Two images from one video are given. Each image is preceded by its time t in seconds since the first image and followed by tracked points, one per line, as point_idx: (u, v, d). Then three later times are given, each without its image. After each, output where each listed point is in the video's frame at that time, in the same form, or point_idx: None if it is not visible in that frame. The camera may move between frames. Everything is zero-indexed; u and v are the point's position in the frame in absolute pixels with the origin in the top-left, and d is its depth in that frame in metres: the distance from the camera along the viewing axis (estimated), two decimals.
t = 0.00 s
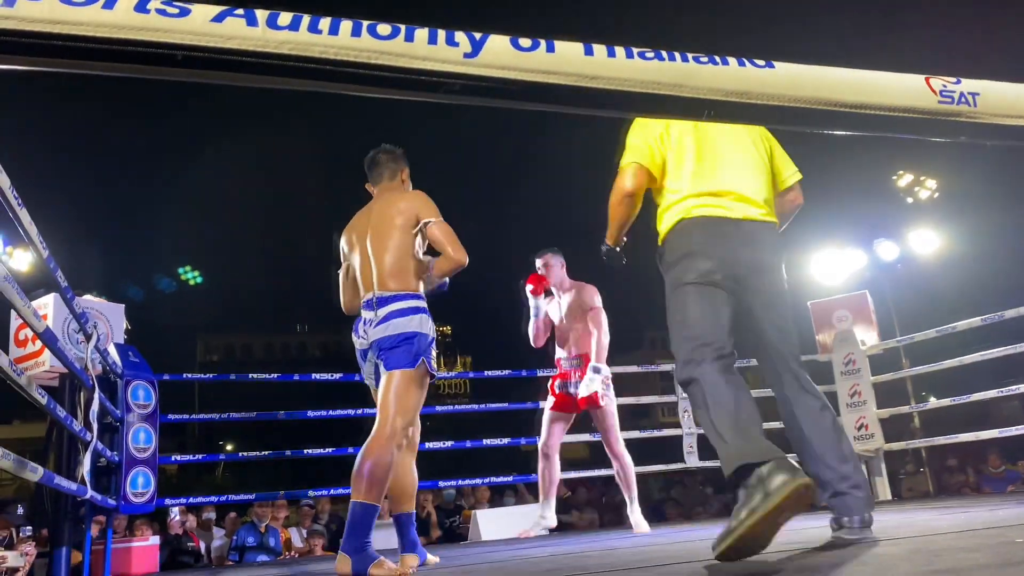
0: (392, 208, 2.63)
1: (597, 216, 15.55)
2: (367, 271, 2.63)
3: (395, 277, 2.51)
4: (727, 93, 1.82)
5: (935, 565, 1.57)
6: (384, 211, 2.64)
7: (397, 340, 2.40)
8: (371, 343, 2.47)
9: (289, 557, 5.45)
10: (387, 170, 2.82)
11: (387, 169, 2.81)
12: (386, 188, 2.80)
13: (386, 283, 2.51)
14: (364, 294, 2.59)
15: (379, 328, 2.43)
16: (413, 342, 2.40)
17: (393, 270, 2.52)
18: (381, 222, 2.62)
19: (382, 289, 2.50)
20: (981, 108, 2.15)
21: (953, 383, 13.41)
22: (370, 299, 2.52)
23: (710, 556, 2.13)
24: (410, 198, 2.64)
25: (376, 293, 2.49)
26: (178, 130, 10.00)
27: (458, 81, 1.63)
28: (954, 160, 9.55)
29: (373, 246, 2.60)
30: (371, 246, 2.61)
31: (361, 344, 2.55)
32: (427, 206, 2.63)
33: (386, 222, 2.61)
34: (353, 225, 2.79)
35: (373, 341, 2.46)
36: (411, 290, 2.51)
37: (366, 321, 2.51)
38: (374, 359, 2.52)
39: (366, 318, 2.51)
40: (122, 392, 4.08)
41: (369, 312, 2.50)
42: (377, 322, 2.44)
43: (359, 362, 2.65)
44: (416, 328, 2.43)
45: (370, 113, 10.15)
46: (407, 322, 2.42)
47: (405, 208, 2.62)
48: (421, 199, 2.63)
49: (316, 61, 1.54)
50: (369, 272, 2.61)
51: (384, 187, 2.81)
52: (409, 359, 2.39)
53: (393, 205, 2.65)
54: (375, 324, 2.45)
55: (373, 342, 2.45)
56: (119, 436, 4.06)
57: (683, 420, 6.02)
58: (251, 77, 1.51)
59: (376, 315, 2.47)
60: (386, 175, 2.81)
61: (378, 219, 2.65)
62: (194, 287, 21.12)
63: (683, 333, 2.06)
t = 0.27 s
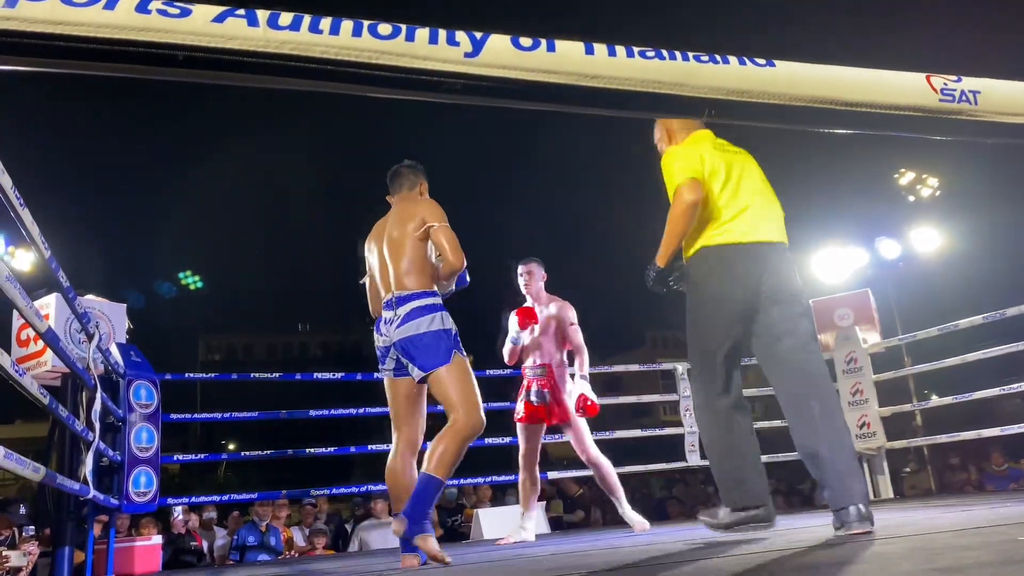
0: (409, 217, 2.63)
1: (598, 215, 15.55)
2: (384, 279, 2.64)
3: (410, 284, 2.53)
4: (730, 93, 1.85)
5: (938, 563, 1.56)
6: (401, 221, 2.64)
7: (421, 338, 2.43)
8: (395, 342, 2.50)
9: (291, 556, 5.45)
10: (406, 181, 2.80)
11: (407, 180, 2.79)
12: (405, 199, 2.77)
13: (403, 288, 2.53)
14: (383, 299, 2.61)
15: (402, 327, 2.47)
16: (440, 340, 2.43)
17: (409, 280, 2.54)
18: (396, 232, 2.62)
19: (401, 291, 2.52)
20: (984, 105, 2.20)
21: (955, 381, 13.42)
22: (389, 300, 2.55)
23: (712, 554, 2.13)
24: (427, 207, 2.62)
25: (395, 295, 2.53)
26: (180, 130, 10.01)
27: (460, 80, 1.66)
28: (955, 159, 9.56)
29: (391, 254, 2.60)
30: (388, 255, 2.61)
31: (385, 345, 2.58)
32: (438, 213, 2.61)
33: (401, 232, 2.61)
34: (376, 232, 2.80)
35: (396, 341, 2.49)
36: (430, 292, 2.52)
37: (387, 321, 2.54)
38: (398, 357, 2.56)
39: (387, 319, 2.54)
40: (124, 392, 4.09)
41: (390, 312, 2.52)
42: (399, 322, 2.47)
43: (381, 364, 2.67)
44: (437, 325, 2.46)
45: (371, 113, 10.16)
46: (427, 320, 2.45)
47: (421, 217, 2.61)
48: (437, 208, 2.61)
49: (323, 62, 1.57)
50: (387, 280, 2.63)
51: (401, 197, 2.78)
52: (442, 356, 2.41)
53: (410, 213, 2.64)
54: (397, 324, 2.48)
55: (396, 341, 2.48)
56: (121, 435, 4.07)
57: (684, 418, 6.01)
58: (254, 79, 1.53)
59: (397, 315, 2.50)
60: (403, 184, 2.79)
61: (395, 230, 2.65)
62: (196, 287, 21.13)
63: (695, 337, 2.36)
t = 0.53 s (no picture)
0: (449, 224, 2.76)
1: (598, 212, 15.53)
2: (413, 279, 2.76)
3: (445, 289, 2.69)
4: (727, 89, 2.22)
5: (938, 558, 1.58)
6: (438, 225, 2.77)
7: (454, 343, 2.61)
8: (423, 344, 2.66)
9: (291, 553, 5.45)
10: (439, 183, 2.92)
11: (442, 183, 2.91)
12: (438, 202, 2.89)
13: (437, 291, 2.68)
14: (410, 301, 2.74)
15: (434, 331, 2.63)
16: (473, 346, 2.64)
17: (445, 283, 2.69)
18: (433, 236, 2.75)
19: (431, 295, 2.67)
20: (985, 101, 2.53)
21: (955, 378, 13.38)
22: (416, 302, 2.70)
23: (713, 552, 2.13)
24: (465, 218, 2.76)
25: (424, 298, 2.68)
26: (180, 128, 9.99)
27: (461, 77, 2.00)
28: (956, 155, 9.54)
29: (427, 258, 2.73)
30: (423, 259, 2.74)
31: (412, 345, 2.70)
32: (474, 227, 2.77)
33: (438, 238, 2.74)
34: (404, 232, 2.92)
35: (426, 344, 2.64)
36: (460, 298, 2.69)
37: (414, 324, 2.69)
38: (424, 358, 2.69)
39: (414, 321, 2.69)
40: (126, 390, 4.10)
41: (418, 314, 2.68)
42: (429, 326, 2.64)
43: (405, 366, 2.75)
44: (466, 330, 2.64)
45: (372, 110, 10.15)
46: (458, 325, 2.63)
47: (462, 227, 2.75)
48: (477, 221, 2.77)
49: (333, 61, 1.89)
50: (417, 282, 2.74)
51: (436, 200, 2.91)
52: (474, 362, 2.63)
53: (450, 219, 2.77)
54: (428, 327, 2.64)
55: (426, 345, 2.64)
56: (123, 434, 4.08)
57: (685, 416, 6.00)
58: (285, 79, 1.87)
59: (426, 318, 2.66)
60: (437, 186, 2.91)
61: (430, 233, 2.77)
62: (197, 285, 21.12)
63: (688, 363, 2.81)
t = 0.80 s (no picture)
0: (500, 222, 2.89)
1: (600, 207, 15.52)
2: (455, 271, 2.83)
3: (492, 287, 2.81)
4: (728, 85, 2.23)
5: (940, 553, 1.58)
6: (487, 222, 2.88)
7: (500, 341, 2.73)
8: (467, 341, 2.74)
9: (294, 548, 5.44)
10: (475, 181, 3.02)
11: (479, 181, 3.02)
12: (474, 198, 2.99)
13: (484, 290, 2.79)
14: (450, 294, 2.80)
15: (481, 328, 2.72)
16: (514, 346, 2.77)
17: (492, 281, 2.82)
18: (485, 230, 2.86)
19: (478, 293, 2.78)
20: (987, 96, 2.54)
21: (957, 374, 13.38)
22: (460, 297, 2.77)
23: (715, 547, 2.13)
24: (513, 219, 2.91)
25: (469, 295, 2.77)
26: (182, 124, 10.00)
27: (461, 72, 1.98)
28: (958, 150, 9.52)
29: (477, 253, 2.82)
30: (473, 253, 2.83)
31: (454, 342, 2.76)
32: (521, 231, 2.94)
33: (489, 233, 2.86)
34: (437, 222, 2.96)
35: (471, 341, 2.73)
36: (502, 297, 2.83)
37: (456, 320, 2.75)
38: (465, 355, 2.77)
39: (456, 317, 2.75)
40: (128, 386, 4.11)
41: (462, 310, 2.75)
42: (476, 323, 2.72)
43: (443, 365, 2.80)
44: (508, 330, 2.77)
45: (373, 106, 10.14)
46: (502, 325, 2.75)
47: (512, 227, 2.90)
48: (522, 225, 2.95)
49: (331, 56, 1.89)
50: (461, 275, 2.81)
51: (470, 196, 3.01)
52: (513, 360, 2.77)
53: (499, 218, 2.90)
54: (475, 325, 2.72)
55: (472, 341, 2.72)
56: (126, 430, 4.09)
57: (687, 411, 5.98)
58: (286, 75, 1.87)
59: (471, 314, 2.74)
60: (473, 183, 3.01)
61: (479, 227, 2.87)
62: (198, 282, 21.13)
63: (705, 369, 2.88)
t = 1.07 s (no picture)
0: (506, 220, 2.88)
1: (602, 200, 15.52)
2: (466, 274, 2.83)
3: (506, 286, 2.83)
4: (733, 78, 2.22)
5: (943, 546, 1.58)
6: (494, 221, 2.87)
7: (515, 339, 2.77)
8: (484, 340, 2.78)
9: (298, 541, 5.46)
10: (481, 182, 3.01)
11: (484, 182, 3.00)
12: (480, 200, 2.97)
13: (498, 289, 2.80)
14: (464, 298, 2.82)
15: (496, 328, 2.76)
16: (529, 342, 2.80)
17: (505, 280, 2.82)
18: (492, 229, 2.85)
19: (493, 293, 2.79)
20: (993, 88, 2.54)
21: (960, 367, 13.39)
22: (475, 300, 2.79)
23: (717, 540, 2.13)
24: (520, 217, 2.91)
25: (483, 296, 2.79)
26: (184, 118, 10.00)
27: (463, 65, 1.99)
28: (962, 143, 9.49)
29: (486, 254, 2.82)
30: (483, 253, 2.82)
31: (471, 341, 2.81)
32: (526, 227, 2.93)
33: (497, 232, 2.85)
34: (445, 226, 2.95)
35: (487, 340, 2.77)
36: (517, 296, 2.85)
37: (473, 322, 2.78)
38: (482, 354, 2.82)
39: (472, 319, 2.78)
40: (132, 379, 4.11)
41: (477, 313, 2.78)
42: (491, 323, 2.75)
43: (462, 362, 2.86)
44: (522, 328, 2.80)
45: (375, 99, 10.13)
46: (516, 323, 2.78)
47: (521, 225, 2.90)
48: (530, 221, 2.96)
49: (332, 49, 1.88)
50: (473, 277, 2.81)
51: (476, 199, 2.99)
52: (527, 356, 2.80)
53: (504, 215, 2.89)
54: (490, 324, 2.76)
55: (487, 340, 2.77)
56: (129, 423, 4.09)
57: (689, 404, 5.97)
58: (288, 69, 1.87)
59: (486, 316, 2.77)
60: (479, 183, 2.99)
61: (486, 228, 2.85)
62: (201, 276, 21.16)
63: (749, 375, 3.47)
